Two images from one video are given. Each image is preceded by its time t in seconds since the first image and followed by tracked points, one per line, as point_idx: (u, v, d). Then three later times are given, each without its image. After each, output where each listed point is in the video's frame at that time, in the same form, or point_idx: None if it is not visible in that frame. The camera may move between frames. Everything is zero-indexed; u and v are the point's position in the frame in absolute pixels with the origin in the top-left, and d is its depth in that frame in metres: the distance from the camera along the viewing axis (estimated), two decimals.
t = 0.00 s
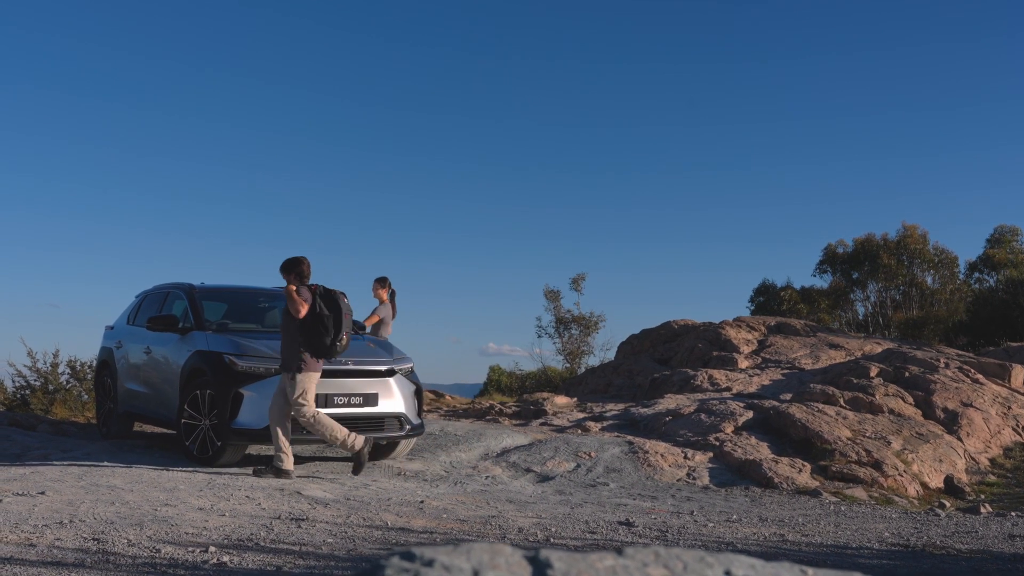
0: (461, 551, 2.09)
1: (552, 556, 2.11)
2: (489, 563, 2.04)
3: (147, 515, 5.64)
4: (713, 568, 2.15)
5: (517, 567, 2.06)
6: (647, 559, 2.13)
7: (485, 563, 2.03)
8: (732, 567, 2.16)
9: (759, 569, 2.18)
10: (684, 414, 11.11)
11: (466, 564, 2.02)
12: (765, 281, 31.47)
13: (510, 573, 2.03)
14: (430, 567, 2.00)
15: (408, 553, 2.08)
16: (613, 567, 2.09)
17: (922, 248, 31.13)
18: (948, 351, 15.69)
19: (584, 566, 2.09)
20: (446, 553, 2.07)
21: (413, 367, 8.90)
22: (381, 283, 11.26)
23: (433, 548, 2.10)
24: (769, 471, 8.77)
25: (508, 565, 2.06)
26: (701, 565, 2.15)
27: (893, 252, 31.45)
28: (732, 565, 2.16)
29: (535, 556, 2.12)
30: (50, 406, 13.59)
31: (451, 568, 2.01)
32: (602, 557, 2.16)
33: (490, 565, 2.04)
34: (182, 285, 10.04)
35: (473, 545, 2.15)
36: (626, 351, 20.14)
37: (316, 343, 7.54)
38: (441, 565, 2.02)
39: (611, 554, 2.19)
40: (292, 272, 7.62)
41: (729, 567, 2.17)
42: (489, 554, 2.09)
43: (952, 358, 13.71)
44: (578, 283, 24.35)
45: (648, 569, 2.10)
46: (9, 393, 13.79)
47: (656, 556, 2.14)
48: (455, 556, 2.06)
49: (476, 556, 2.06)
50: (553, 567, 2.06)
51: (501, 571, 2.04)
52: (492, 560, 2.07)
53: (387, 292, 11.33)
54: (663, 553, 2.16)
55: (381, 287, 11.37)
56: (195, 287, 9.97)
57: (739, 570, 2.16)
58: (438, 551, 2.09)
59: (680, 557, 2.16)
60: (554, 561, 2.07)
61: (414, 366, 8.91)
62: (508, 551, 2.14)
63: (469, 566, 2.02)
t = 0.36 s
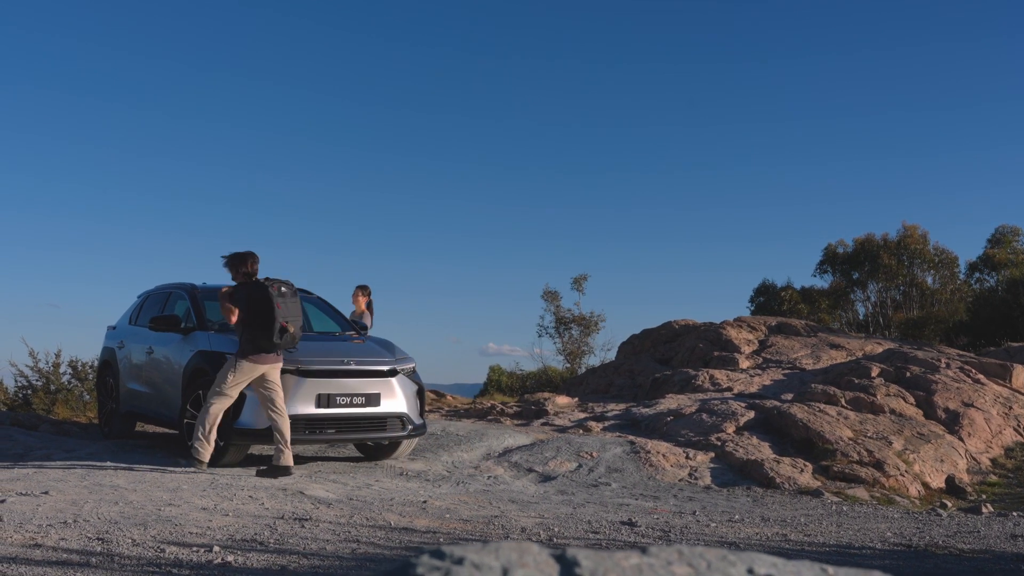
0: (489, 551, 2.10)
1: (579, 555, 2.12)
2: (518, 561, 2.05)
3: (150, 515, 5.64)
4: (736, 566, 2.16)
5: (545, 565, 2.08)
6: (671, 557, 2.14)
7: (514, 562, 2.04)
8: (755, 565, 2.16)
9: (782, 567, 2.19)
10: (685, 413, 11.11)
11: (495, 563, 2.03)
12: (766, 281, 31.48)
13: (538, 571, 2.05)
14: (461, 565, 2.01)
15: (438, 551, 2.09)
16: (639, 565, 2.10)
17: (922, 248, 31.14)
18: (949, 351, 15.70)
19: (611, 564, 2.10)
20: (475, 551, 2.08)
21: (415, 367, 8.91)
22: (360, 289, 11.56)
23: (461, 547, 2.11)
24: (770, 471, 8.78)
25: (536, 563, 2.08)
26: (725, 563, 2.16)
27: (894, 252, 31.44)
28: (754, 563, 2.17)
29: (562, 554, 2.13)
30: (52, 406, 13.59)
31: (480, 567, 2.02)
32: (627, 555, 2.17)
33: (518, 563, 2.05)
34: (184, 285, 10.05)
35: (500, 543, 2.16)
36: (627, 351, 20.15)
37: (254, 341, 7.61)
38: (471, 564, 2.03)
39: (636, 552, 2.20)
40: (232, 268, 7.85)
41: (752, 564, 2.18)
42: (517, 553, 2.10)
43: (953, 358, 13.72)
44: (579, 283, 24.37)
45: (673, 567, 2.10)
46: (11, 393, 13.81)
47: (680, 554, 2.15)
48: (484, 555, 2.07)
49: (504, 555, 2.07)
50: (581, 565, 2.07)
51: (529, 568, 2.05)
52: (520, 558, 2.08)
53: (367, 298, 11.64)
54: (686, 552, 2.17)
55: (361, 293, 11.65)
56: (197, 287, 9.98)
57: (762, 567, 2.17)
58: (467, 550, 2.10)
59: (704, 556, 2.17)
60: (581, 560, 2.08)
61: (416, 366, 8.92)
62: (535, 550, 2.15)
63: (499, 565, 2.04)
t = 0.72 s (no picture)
0: (514, 555, 2.10)
1: (603, 560, 2.13)
2: (542, 565, 2.06)
3: (154, 516, 5.65)
4: (757, 570, 2.17)
5: (569, 570, 2.09)
6: (693, 562, 2.15)
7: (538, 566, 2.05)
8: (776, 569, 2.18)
9: (802, 570, 2.20)
10: (687, 414, 11.12)
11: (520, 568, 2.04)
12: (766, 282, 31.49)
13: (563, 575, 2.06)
14: (486, 570, 2.02)
15: (463, 556, 2.10)
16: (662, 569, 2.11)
17: (922, 248, 31.14)
18: (950, 352, 15.72)
19: (633, 568, 2.11)
20: (499, 555, 2.08)
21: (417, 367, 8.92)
22: (351, 288, 11.62)
23: (485, 552, 2.12)
24: (772, 471, 8.79)
25: (560, 568, 2.09)
26: (746, 567, 2.17)
27: (894, 252, 31.44)
28: (775, 567, 2.18)
29: (585, 558, 2.14)
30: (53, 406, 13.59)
31: (506, 572, 2.02)
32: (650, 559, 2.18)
33: (542, 568, 2.06)
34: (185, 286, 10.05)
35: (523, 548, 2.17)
36: (627, 352, 20.15)
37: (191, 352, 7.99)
38: (496, 569, 2.03)
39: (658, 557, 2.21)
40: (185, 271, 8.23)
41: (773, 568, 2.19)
42: (541, 558, 2.11)
43: (954, 358, 13.72)
44: (579, 283, 24.37)
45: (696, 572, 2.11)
46: (13, 394, 13.81)
47: (702, 559, 2.16)
48: (509, 560, 2.07)
49: (529, 559, 2.08)
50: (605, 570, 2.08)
51: (553, 573, 2.07)
52: (544, 563, 2.09)
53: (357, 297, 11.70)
54: (707, 556, 2.18)
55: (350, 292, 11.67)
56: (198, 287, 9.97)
57: (783, 572, 2.18)
58: (492, 554, 2.11)
59: (726, 560, 2.18)
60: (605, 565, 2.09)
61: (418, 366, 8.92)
62: (558, 554, 2.16)
63: (523, 570, 2.05)
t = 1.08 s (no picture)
0: (533, 557, 2.10)
1: (621, 562, 2.13)
2: (561, 566, 2.06)
3: (156, 516, 5.66)
4: (774, 571, 2.17)
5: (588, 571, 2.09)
6: (711, 563, 2.15)
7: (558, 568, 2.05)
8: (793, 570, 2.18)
9: (818, 571, 2.21)
10: (688, 414, 11.12)
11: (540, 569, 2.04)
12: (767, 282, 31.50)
13: None
14: (506, 571, 2.02)
15: (482, 557, 2.10)
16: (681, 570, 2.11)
17: (923, 248, 31.14)
18: (952, 351, 15.72)
19: (652, 569, 2.11)
20: (519, 557, 2.08)
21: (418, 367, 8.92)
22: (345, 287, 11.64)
23: (504, 554, 2.12)
24: (773, 471, 8.79)
25: (579, 570, 2.09)
26: (764, 568, 2.17)
27: (895, 252, 31.44)
28: (792, 568, 2.19)
29: (604, 560, 2.14)
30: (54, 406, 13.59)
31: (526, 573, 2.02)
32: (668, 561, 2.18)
33: (561, 569, 2.07)
34: (187, 286, 10.05)
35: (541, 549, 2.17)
36: (628, 351, 20.15)
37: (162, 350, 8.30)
38: (516, 570, 2.04)
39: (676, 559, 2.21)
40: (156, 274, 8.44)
41: (789, 569, 2.20)
42: (560, 559, 2.11)
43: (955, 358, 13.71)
44: (580, 283, 24.35)
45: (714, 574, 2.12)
46: (15, 394, 13.81)
47: (719, 560, 2.16)
48: (528, 561, 2.07)
49: (548, 561, 2.07)
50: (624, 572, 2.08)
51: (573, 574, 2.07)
52: (564, 564, 2.09)
53: (351, 295, 11.73)
54: (725, 557, 2.19)
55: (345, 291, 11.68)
56: (199, 288, 9.96)
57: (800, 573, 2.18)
58: (511, 556, 2.11)
59: (743, 561, 2.18)
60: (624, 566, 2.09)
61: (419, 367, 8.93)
62: (577, 556, 2.16)
63: (543, 571, 2.05)
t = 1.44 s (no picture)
0: (550, 557, 2.10)
1: (638, 562, 2.14)
2: (579, 566, 2.07)
3: (158, 516, 5.66)
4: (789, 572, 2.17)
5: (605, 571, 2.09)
6: (726, 563, 2.15)
7: (575, 568, 2.06)
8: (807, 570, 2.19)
9: (832, 571, 2.21)
10: (689, 414, 11.13)
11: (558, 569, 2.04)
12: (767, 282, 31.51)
13: None
14: (524, 571, 2.02)
15: (500, 557, 2.10)
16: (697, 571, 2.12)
17: (924, 248, 31.14)
18: (953, 351, 15.72)
19: (668, 569, 2.11)
20: (536, 557, 2.09)
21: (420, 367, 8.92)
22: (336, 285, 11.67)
23: (521, 553, 2.12)
24: (775, 471, 8.79)
25: (596, 570, 2.09)
26: (779, 569, 2.17)
27: (895, 252, 31.44)
28: (806, 569, 2.19)
29: (621, 560, 2.15)
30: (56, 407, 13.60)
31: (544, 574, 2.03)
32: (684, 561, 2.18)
33: (579, 569, 2.07)
34: (189, 286, 10.05)
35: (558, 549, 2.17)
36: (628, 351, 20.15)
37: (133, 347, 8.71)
38: (533, 570, 2.04)
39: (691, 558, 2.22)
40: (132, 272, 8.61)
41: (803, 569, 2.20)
42: (577, 559, 2.11)
43: (956, 358, 13.71)
44: (581, 283, 24.34)
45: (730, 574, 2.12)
46: (16, 394, 13.80)
47: (734, 561, 2.17)
48: (546, 561, 2.08)
49: (565, 561, 2.08)
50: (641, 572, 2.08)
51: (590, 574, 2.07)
52: (581, 564, 2.10)
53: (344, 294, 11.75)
54: (740, 558, 2.19)
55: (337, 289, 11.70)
56: (201, 288, 9.97)
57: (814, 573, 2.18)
58: (529, 556, 2.11)
59: (758, 562, 2.18)
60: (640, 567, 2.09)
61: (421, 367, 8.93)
62: (593, 556, 2.17)
63: (561, 571, 2.05)
